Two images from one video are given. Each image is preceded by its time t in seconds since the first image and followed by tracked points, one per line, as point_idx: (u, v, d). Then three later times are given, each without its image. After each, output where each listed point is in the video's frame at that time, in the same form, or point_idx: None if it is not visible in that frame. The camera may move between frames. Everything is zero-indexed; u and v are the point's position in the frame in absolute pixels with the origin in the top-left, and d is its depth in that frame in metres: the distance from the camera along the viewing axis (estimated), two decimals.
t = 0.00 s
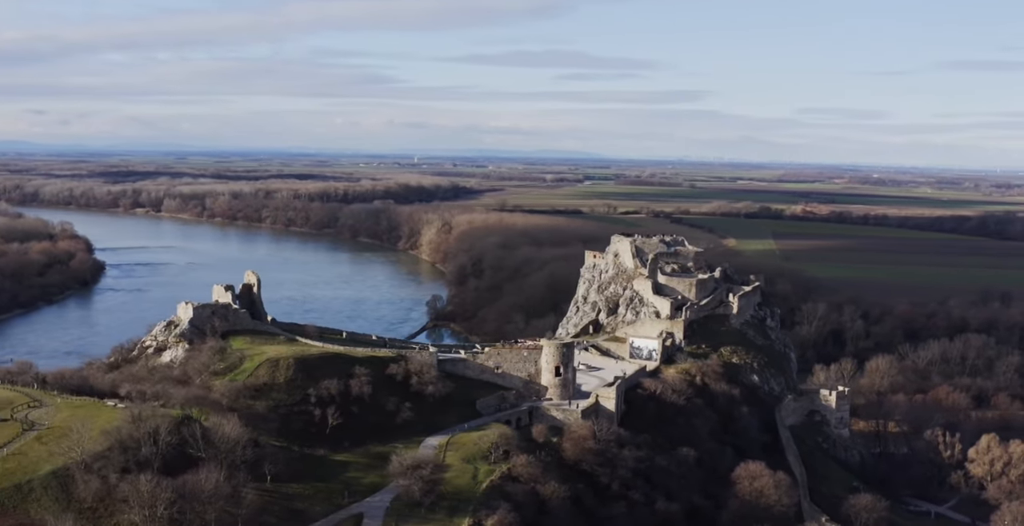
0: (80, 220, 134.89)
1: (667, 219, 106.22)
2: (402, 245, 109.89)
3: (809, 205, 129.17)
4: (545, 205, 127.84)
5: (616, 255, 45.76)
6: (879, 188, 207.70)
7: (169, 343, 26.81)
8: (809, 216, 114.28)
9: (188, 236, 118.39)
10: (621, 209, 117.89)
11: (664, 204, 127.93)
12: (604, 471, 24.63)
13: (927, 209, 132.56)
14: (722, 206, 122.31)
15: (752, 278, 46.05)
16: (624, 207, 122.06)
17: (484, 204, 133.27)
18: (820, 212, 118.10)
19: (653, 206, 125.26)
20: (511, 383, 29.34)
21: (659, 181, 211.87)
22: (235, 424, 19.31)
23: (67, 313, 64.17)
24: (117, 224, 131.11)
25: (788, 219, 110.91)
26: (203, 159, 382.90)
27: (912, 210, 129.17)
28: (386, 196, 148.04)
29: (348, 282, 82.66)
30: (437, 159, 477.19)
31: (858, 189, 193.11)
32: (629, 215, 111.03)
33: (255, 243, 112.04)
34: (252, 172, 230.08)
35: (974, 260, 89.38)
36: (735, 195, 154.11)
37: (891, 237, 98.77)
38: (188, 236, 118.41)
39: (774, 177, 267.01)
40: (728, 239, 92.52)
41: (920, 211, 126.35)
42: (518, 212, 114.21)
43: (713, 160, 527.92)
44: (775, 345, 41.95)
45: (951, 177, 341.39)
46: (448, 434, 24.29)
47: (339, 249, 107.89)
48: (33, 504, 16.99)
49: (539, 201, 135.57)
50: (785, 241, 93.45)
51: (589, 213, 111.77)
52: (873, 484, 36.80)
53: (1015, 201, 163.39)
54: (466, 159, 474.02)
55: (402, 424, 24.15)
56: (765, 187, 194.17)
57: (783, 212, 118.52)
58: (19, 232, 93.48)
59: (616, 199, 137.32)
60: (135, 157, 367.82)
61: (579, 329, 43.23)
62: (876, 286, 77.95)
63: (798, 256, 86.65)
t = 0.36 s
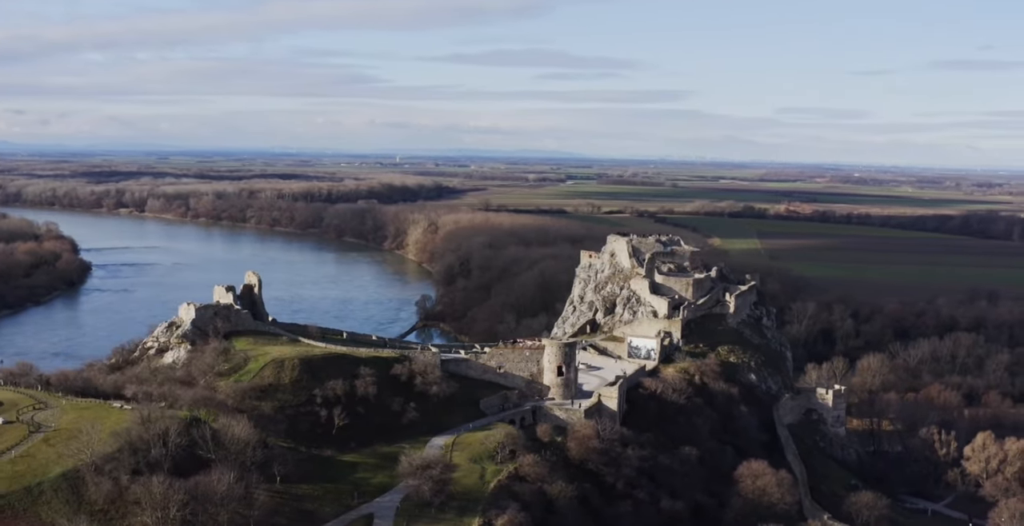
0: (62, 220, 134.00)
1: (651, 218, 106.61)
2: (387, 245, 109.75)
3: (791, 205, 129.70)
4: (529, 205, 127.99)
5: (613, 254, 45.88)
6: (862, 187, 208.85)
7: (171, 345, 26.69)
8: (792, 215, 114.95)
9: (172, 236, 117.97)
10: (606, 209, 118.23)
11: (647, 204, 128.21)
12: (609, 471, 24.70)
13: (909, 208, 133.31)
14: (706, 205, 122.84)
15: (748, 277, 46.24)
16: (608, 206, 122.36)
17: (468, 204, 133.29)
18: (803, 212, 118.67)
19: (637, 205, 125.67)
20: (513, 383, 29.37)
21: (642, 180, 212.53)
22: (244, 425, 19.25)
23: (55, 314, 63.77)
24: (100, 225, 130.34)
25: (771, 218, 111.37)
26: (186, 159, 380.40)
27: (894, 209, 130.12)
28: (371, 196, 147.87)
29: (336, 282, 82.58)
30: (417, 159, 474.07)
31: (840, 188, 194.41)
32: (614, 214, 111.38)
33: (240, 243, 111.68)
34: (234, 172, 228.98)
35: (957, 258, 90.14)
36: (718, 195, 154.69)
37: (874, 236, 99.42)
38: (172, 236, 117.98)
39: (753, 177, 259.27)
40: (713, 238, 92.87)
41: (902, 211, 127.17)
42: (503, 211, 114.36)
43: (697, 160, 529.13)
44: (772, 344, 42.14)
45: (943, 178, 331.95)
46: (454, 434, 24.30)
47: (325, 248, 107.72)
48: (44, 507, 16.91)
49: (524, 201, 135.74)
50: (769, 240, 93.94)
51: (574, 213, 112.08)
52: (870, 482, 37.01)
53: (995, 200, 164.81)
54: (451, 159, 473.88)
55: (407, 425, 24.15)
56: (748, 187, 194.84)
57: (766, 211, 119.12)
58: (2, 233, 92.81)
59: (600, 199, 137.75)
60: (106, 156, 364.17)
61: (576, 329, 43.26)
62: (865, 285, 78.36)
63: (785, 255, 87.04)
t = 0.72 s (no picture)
0: (41, 221, 132.96)
1: (634, 217, 106.96)
2: (372, 245, 109.53)
3: (772, 203, 130.26)
4: (512, 204, 128.17)
5: (609, 254, 46.00)
6: (842, 185, 210.19)
7: (174, 346, 26.55)
8: (774, 213, 115.59)
9: (154, 237, 117.28)
10: (589, 208, 118.55)
11: (629, 204, 128.35)
12: (615, 469, 24.78)
13: (889, 206, 134.24)
14: (688, 204, 123.31)
15: (743, 276, 46.43)
16: (591, 205, 122.74)
17: (451, 203, 133.33)
18: (784, 210, 119.26)
19: (620, 204, 126.03)
20: (516, 383, 29.37)
21: (624, 179, 213.13)
22: (256, 426, 19.19)
23: (41, 316, 63.25)
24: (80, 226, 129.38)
25: (753, 217, 111.85)
26: (166, 159, 376.47)
27: (874, 208, 131.10)
28: (352, 196, 147.45)
29: (321, 282, 82.40)
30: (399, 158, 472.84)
31: (820, 187, 195.71)
32: (597, 213, 111.70)
33: (224, 243, 111.24)
34: (215, 172, 227.77)
35: (939, 256, 90.88)
36: (699, 193, 155.27)
37: (856, 234, 100.04)
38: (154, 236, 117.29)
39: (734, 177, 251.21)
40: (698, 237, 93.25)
41: (882, 209, 128.06)
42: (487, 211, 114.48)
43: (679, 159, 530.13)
44: (768, 342, 42.34)
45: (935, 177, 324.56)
46: (461, 434, 24.31)
47: (309, 248, 107.44)
48: (58, 510, 16.81)
49: (507, 200, 135.88)
50: (752, 238, 94.33)
51: (557, 212, 112.29)
52: (867, 478, 37.27)
53: (972, 198, 166.40)
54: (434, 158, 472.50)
55: (413, 425, 24.13)
56: (728, 185, 195.56)
57: (748, 209, 119.67)
58: None
59: (582, 198, 138.08)
60: (84, 155, 361.66)
61: (574, 328, 43.35)
62: (852, 282, 78.74)
63: (770, 253, 87.42)
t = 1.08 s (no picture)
0: (22, 222, 131.92)
1: (616, 216, 107.32)
2: (356, 245, 109.35)
3: (754, 202, 130.88)
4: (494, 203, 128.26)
5: (606, 254, 46.11)
6: (823, 184, 211.48)
7: (177, 347, 26.44)
8: (756, 212, 116.20)
9: (136, 237, 116.62)
10: (572, 207, 118.75)
11: (612, 203, 128.57)
12: (621, 468, 24.86)
13: (870, 205, 135.12)
14: (671, 203, 123.62)
15: (738, 275, 46.64)
16: (573, 205, 123.02)
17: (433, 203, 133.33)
18: (767, 209, 119.79)
19: (602, 203, 126.33)
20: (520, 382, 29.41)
21: (606, 178, 213.47)
22: (267, 427, 19.13)
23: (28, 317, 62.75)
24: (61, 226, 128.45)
25: (735, 216, 112.32)
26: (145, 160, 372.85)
27: (855, 206, 131.99)
28: (335, 196, 147.05)
29: (308, 282, 82.23)
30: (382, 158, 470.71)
31: (801, 186, 196.80)
32: (580, 212, 111.98)
33: (207, 243, 110.84)
34: (197, 172, 226.50)
35: (922, 254, 91.61)
36: (681, 193, 155.79)
37: (839, 232, 100.69)
38: (136, 237, 116.63)
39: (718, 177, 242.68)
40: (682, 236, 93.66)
41: (863, 208, 128.91)
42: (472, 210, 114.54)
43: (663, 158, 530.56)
44: (765, 341, 42.51)
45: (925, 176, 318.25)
46: (467, 433, 24.32)
47: (293, 249, 107.14)
48: (71, 513, 16.69)
49: (489, 200, 135.97)
50: (737, 237, 94.78)
51: (540, 212, 112.50)
52: (864, 475, 37.57)
53: (952, 197, 167.93)
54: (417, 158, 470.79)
55: (420, 425, 24.12)
56: (710, 184, 196.30)
57: (730, 208, 120.16)
58: None
59: (564, 197, 138.34)
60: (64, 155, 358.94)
61: (571, 328, 43.40)
62: (840, 280, 79.17)
63: (757, 251, 87.81)
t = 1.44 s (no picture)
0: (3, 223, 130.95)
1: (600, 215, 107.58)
2: (342, 245, 109.13)
3: (737, 201, 131.28)
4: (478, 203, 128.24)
5: (602, 253, 46.23)
6: (805, 183, 212.30)
7: (179, 348, 26.34)
8: (740, 211, 116.69)
9: (120, 238, 116.04)
10: (555, 207, 118.89)
11: (595, 202, 128.71)
12: (625, 467, 24.95)
13: (852, 204, 135.62)
14: (654, 202, 123.93)
15: (733, 274, 46.79)
16: (557, 204, 123.15)
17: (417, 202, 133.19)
18: (749, 208, 120.06)
19: (586, 202, 126.49)
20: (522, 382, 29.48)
21: (590, 177, 213.66)
22: (277, 428, 19.09)
23: (16, 318, 62.41)
24: (43, 227, 127.58)
25: (719, 215, 112.54)
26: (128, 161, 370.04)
27: (837, 205, 132.66)
28: (319, 196, 146.66)
29: (294, 282, 82.02)
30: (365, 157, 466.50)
31: (783, 185, 197.60)
32: (564, 212, 112.16)
33: (192, 244, 110.42)
34: (180, 172, 225.33)
35: (906, 252, 92.16)
36: (663, 192, 156.09)
37: (823, 231, 101.13)
38: (120, 237, 116.05)
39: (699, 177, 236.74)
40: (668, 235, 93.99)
41: (846, 206, 129.43)
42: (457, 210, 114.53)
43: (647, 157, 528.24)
44: (761, 340, 42.68)
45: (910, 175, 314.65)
46: (472, 433, 24.34)
47: (278, 249, 106.85)
48: (82, 516, 16.58)
49: (473, 200, 135.91)
50: (722, 235, 95.11)
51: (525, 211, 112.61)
52: (860, 472, 37.84)
53: (933, 195, 169.02)
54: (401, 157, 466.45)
55: (425, 425, 24.13)
56: (693, 183, 196.75)
57: (713, 207, 120.56)
58: None
59: (548, 197, 138.40)
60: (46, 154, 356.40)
61: (568, 327, 43.47)
62: (827, 278, 79.47)
63: (745, 249, 88.19)
